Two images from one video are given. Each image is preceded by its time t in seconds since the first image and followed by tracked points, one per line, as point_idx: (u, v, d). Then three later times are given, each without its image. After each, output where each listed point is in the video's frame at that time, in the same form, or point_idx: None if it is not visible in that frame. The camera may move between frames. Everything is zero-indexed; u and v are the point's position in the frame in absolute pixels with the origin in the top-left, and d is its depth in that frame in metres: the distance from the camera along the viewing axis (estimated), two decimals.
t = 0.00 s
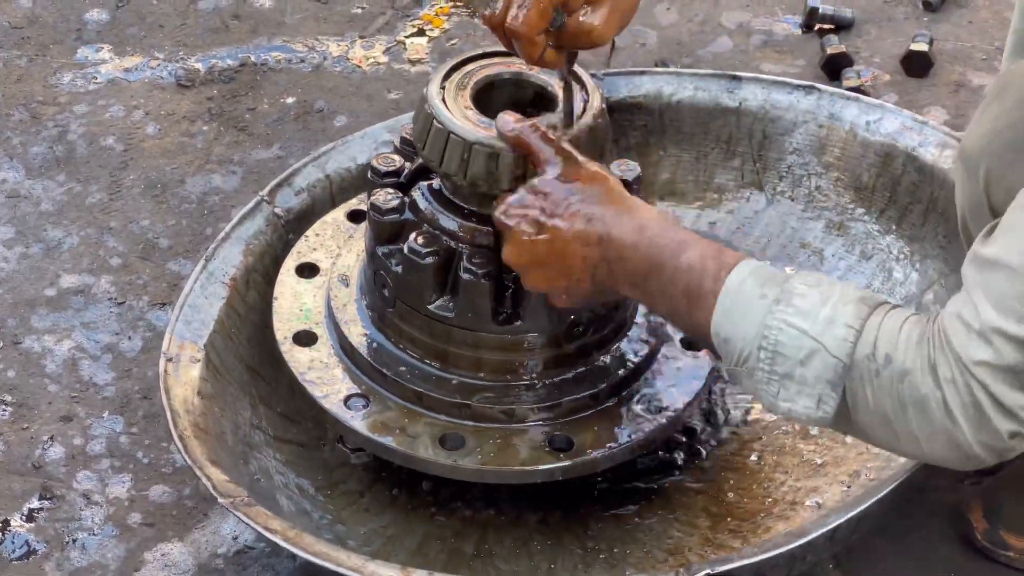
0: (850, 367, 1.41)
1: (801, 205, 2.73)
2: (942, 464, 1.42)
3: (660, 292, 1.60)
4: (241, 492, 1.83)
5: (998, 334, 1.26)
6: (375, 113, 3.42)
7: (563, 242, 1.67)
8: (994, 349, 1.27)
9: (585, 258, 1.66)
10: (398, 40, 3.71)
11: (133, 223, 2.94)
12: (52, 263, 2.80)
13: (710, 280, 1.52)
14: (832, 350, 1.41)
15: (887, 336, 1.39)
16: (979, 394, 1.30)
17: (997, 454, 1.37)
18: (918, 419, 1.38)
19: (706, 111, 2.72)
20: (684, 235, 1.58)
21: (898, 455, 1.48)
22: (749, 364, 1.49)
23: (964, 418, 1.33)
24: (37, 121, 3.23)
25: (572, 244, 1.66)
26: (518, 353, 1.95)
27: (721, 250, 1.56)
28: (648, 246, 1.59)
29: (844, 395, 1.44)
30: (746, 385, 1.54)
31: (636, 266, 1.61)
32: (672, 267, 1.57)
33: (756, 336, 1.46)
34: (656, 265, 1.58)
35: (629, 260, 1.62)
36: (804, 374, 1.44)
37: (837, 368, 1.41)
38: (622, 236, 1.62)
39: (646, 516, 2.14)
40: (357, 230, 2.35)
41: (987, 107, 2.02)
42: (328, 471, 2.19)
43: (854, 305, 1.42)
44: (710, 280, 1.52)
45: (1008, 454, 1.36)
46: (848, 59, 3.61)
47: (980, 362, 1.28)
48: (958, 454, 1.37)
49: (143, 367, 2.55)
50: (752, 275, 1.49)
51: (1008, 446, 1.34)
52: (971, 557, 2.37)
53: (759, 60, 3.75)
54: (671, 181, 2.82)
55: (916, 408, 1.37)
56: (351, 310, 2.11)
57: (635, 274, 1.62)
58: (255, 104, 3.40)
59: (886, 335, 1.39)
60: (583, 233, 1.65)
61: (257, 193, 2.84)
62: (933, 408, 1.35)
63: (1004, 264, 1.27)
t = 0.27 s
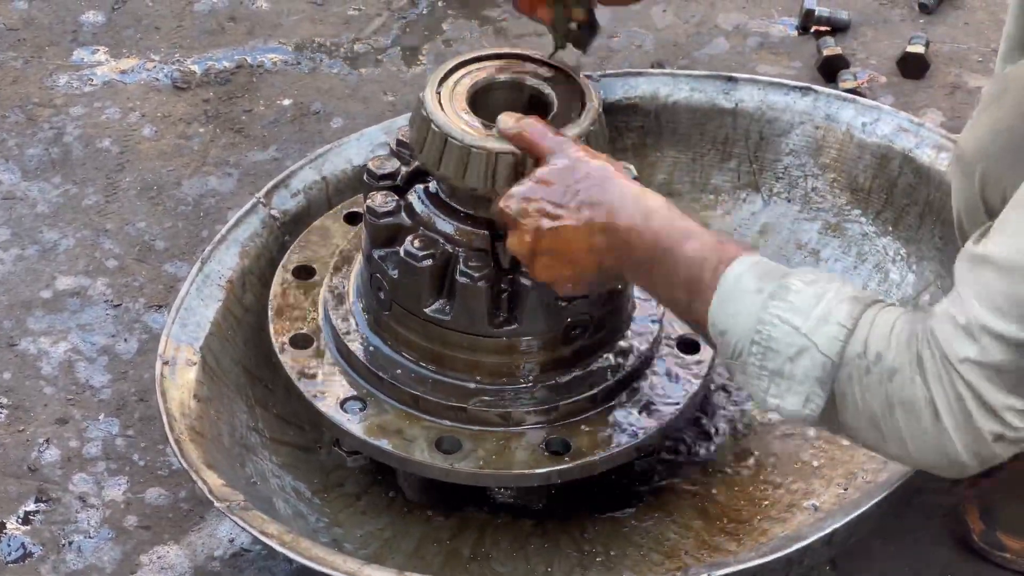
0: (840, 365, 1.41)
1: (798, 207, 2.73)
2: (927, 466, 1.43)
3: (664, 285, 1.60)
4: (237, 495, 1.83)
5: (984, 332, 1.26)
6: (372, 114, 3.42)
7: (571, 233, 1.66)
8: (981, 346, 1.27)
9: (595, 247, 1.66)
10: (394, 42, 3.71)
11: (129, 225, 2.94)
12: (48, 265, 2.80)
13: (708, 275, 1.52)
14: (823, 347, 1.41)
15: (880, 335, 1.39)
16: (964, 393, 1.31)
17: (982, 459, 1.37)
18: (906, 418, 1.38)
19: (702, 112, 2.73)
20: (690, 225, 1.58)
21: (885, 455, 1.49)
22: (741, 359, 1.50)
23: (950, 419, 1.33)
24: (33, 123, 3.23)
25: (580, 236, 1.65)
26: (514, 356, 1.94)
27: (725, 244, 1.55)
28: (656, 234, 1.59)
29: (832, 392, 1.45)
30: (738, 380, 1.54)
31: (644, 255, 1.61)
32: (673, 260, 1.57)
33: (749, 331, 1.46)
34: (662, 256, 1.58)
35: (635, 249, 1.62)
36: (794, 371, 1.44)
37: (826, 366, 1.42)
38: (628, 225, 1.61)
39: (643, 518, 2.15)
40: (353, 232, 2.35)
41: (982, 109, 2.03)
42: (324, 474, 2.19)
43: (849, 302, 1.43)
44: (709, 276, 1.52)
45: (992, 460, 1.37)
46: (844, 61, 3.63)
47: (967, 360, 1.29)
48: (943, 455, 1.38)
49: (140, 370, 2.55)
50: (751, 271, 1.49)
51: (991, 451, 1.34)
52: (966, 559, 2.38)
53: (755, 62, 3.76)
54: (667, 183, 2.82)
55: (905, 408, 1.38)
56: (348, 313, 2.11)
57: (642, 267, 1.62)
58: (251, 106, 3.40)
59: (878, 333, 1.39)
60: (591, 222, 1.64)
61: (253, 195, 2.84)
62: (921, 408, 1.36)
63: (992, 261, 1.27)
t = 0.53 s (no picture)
0: (819, 363, 1.42)
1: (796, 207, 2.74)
2: (900, 466, 1.42)
3: (638, 282, 1.62)
4: (236, 496, 1.83)
5: (960, 328, 1.27)
6: (370, 114, 3.42)
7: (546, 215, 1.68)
8: (956, 342, 1.27)
9: (564, 236, 1.68)
10: (392, 41, 3.71)
11: (127, 224, 2.94)
12: (46, 265, 2.80)
13: (688, 275, 1.54)
14: (801, 345, 1.42)
15: (857, 333, 1.40)
16: (941, 391, 1.30)
17: (957, 458, 1.36)
18: (882, 416, 1.38)
19: (701, 111, 2.73)
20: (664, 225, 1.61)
21: (859, 455, 1.48)
22: (718, 357, 1.49)
23: (927, 418, 1.33)
24: (31, 123, 3.22)
25: (550, 225, 1.68)
26: (512, 355, 1.95)
27: (703, 245, 1.58)
28: (632, 233, 1.61)
29: (809, 391, 1.45)
30: (713, 379, 1.54)
31: (619, 248, 1.63)
32: (650, 257, 1.59)
33: (728, 328, 1.46)
34: (637, 253, 1.61)
35: (604, 241, 1.64)
36: (771, 368, 1.44)
37: (804, 363, 1.43)
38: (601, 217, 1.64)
39: (641, 518, 2.15)
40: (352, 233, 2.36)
41: (972, 114, 1.92)
42: (323, 474, 2.19)
43: (827, 302, 1.44)
44: (687, 274, 1.54)
45: (968, 458, 1.37)
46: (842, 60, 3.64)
47: (944, 356, 1.29)
48: (920, 456, 1.37)
49: (138, 369, 2.55)
50: (729, 270, 1.50)
51: (967, 450, 1.34)
52: (964, 558, 2.38)
53: (754, 60, 3.76)
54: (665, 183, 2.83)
55: (882, 406, 1.37)
56: (346, 313, 2.12)
57: (615, 263, 1.64)
58: (249, 106, 3.40)
59: (856, 330, 1.40)
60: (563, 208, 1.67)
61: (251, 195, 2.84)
62: (897, 406, 1.35)
63: (973, 260, 1.27)
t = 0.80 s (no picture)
0: (808, 359, 1.38)
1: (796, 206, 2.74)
2: (895, 462, 1.39)
3: (624, 283, 1.58)
4: (235, 494, 1.83)
5: (945, 316, 1.24)
6: (370, 113, 3.42)
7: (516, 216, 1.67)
8: (939, 332, 1.25)
9: (538, 240, 1.66)
10: (391, 41, 3.71)
11: (126, 224, 2.94)
12: (45, 264, 2.80)
13: (680, 273, 1.49)
14: (789, 342, 1.38)
15: (847, 331, 1.36)
16: (930, 383, 1.27)
17: (947, 454, 1.33)
18: (877, 417, 1.35)
19: (700, 111, 2.73)
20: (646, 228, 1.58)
21: (851, 452, 1.45)
22: (705, 358, 1.45)
23: (921, 414, 1.30)
24: (30, 122, 3.22)
25: (530, 234, 1.67)
26: (512, 353, 1.95)
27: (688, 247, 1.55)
28: (619, 238, 1.58)
29: (801, 388, 1.41)
30: (699, 380, 1.50)
31: (603, 248, 1.60)
32: (634, 258, 1.56)
33: (716, 328, 1.42)
34: (621, 255, 1.57)
35: (584, 249, 1.62)
36: (760, 366, 1.40)
37: (794, 361, 1.38)
38: (569, 220, 1.63)
39: (641, 517, 2.15)
40: (352, 231, 2.35)
41: (965, 121, 1.82)
42: (323, 473, 2.19)
43: (816, 298, 1.41)
44: (672, 274, 1.50)
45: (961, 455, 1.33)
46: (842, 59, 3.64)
47: (927, 346, 1.26)
48: (912, 452, 1.35)
49: (138, 368, 2.55)
50: (716, 270, 1.46)
51: (958, 443, 1.31)
52: (965, 557, 2.38)
53: (753, 60, 3.76)
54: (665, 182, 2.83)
55: (873, 400, 1.34)
56: (346, 312, 2.12)
57: (599, 264, 1.61)
58: (249, 105, 3.40)
59: (846, 329, 1.37)
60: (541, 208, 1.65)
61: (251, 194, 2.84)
62: (889, 403, 1.32)
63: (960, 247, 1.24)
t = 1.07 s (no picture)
0: (823, 364, 1.41)
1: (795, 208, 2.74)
2: (904, 462, 1.43)
3: (638, 294, 1.61)
4: (236, 495, 1.83)
5: (967, 324, 1.29)
6: (369, 114, 3.42)
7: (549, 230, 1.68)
8: (964, 339, 1.30)
9: (559, 249, 1.68)
10: (391, 42, 3.71)
11: (126, 224, 2.94)
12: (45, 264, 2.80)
13: (688, 279, 1.53)
14: (804, 348, 1.42)
15: (860, 334, 1.41)
16: (947, 387, 1.32)
17: (966, 455, 1.38)
18: (890, 415, 1.38)
19: (700, 111, 2.72)
20: (661, 235, 1.60)
21: (859, 453, 1.49)
22: (722, 362, 1.49)
23: (934, 414, 1.34)
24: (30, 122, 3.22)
25: (542, 241, 1.69)
26: (512, 355, 1.96)
27: (699, 252, 1.57)
28: (623, 246, 1.60)
29: (816, 393, 1.44)
30: (717, 387, 1.54)
31: (609, 261, 1.63)
32: (645, 267, 1.58)
33: (730, 334, 1.46)
34: (631, 262, 1.59)
35: (599, 255, 1.63)
36: (775, 372, 1.44)
37: (808, 365, 1.42)
38: (602, 230, 1.63)
39: (641, 518, 2.15)
40: (351, 232, 2.36)
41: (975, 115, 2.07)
42: (322, 474, 2.19)
43: (827, 304, 1.44)
44: (683, 279, 1.53)
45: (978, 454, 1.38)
46: (841, 60, 3.64)
47: (950, 353, 1.31)
48: (931, 454, 1.39)
49: (138, 369, 2.55)
50: (727, 275, 1.49)
51: (976, 446, 1.36)
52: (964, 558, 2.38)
53: (753, 61, 3.77)
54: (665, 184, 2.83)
55: (889, 405, 1.38)
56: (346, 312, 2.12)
57: (612, 271, 1.63)
58: (249, 106, 3.40)
59: (858, 333, 1.40)
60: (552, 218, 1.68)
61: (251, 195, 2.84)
62: (905, 404, 1.36)
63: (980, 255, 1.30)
